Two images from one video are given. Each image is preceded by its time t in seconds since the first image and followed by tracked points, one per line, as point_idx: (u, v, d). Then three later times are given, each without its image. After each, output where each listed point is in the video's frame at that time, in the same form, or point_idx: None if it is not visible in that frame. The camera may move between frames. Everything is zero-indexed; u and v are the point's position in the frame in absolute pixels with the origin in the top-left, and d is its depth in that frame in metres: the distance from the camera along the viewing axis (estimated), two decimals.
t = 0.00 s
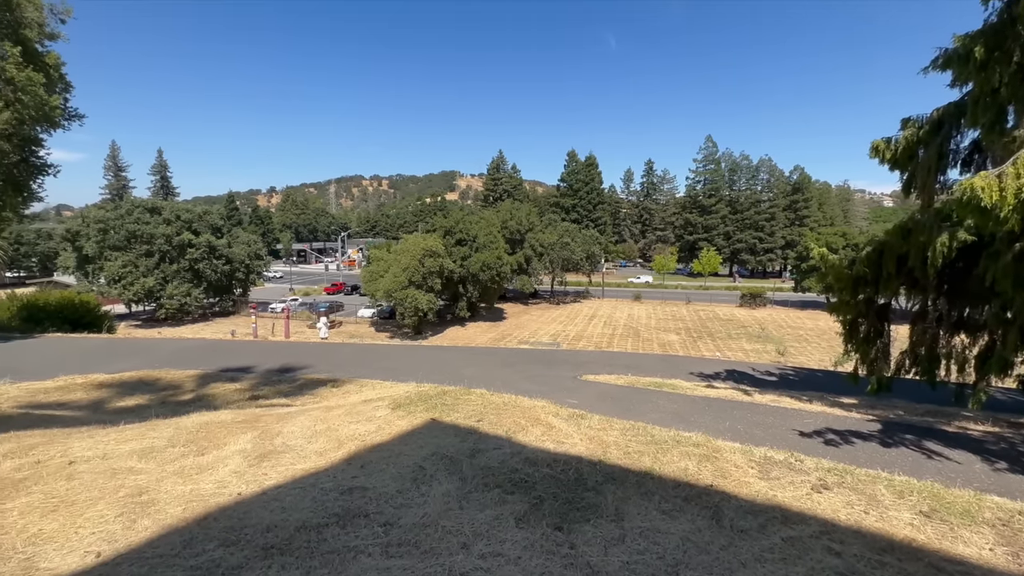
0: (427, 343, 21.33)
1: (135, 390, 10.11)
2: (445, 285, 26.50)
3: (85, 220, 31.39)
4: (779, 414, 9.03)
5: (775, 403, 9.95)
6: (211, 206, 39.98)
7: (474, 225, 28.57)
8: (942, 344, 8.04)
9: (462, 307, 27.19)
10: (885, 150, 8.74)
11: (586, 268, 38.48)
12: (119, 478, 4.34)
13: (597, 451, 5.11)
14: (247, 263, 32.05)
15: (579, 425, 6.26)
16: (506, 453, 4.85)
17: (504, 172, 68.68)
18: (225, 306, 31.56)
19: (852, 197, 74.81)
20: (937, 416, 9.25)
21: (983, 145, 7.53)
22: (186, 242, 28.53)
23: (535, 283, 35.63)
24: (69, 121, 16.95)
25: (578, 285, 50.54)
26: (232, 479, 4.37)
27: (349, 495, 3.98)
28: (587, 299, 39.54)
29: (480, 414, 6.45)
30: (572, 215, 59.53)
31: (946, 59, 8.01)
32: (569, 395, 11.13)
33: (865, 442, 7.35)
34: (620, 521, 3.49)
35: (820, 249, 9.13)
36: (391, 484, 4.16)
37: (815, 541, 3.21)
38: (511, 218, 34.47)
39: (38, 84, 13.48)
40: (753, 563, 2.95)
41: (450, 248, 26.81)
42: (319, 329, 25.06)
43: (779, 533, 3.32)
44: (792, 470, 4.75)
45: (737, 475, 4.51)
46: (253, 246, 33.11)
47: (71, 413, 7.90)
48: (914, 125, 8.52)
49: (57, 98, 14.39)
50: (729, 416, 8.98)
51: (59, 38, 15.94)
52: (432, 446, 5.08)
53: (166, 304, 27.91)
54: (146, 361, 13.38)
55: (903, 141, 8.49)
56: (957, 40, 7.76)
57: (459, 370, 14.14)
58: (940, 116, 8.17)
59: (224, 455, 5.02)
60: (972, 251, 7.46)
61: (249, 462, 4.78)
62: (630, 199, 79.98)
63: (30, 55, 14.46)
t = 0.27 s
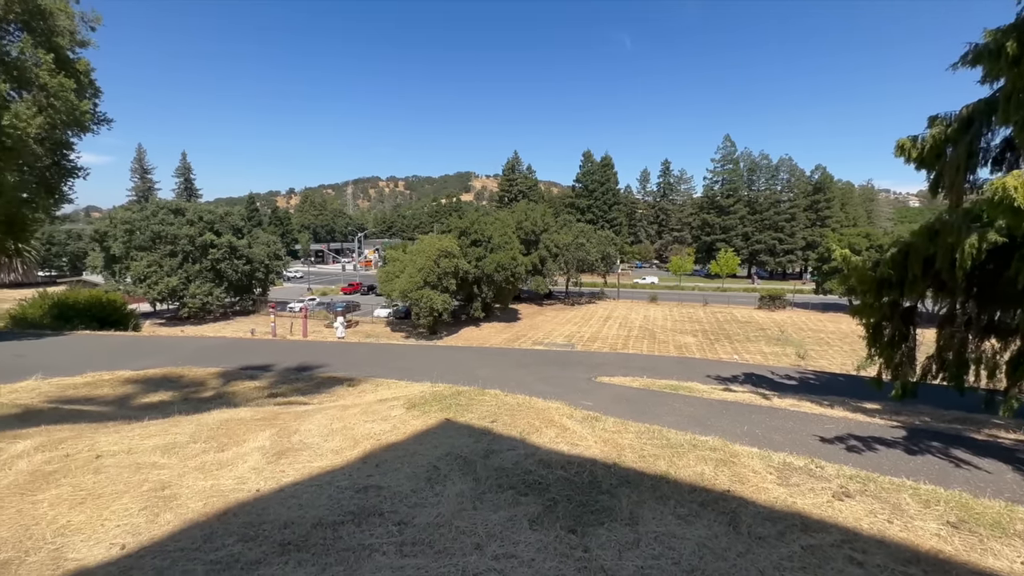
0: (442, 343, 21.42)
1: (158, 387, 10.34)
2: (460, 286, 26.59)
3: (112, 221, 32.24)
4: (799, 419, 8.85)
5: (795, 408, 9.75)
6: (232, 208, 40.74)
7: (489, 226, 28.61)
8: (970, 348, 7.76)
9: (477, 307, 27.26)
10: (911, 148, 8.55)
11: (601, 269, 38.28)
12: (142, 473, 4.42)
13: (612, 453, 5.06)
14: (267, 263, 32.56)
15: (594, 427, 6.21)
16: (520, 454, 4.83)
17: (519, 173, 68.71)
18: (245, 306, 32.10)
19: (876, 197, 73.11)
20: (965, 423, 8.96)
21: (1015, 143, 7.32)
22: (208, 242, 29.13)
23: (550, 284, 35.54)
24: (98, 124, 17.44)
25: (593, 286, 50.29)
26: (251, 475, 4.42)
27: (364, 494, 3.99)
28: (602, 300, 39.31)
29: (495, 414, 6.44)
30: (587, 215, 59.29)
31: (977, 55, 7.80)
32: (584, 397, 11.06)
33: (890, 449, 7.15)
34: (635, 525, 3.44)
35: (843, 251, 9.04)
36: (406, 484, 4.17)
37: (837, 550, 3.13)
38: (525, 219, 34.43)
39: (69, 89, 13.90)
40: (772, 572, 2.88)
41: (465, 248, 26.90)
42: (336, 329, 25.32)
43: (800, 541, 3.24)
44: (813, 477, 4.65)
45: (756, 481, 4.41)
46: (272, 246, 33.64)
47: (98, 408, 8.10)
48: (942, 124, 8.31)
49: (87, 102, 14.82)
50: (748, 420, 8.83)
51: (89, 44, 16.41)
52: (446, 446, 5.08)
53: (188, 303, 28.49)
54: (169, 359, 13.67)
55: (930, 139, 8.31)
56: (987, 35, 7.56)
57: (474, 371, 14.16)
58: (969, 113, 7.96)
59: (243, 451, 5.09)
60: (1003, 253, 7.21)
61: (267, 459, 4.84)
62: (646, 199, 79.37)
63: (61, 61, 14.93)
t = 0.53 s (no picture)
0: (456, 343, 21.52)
1: (180, 384, 10.57)
2: (474, 287, 26.68)
3: (137, 222, 33.08)
4: (819, 424, 8.70)
5: (815, 412, 9.58)
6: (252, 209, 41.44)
7: (503, 226, 28.65)
8: (1000, 353, 7.55)
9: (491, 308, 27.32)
10: (938, 147, 8.44)
11: (616, 270, 38.07)
12: (165, 467, 4.53)
13: (626, 456, 5.04)
14: (285, 263, 33.08)
15: (608, 429, 6.19)
16: (533, 455, 4.84)
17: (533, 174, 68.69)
18: (263, 305, 32.63)
19: (901, 197, 71.47)
20: (993, 430, 8.72)
21: None
22: (229, 243, 29.72)
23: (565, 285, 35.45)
24: (124, 128, 17.90)
25: (608, 287, 50.04)
26: (269, 472, 4.51)
27: (378, 492, 4.04)
28: (617, 302, 39.08)
29: (508, 415, 6.46)
30: (602, 216, 59.06)
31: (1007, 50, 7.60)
32: (598, 398, 11.02)
33: (914, 456, 7.00)
34: (649, 529, 3.43)
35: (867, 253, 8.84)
36: (420, 483, 4.20)
37: (856, 559, 3.08)
38: (540, 220, 34.40)
39: (98, 94, 14.29)
40: None
41: (480, 249, 26.98)
42: (352, 328, 25.61)
43: (818, 549, 3.20)
44: (832, 483, 4.57)
45: (773, 487, 4.36)
46: (290, 247, 34.16)
47: (122, 404, 8.32)
48: (971, 121, 8.12)
49: (114, 107, 15.21)
50: (765, 424, 8.71)
51: (116, 51, 16.86)
52: (460, 446, 5.11)
53: (210, 302, 29.06)
54: (190, 356, 13.96)
55: (958, 138, 8.14)
56: (1019, 29, 7.34)
57: (488, 371, 14.19)
58: (999, 110, 7.76)
59: (261, 448, 5.18)
60: None
61: (284, 456, 4.92)
62: (662, 200, 78.70)
63: (90, 67, 15.36)
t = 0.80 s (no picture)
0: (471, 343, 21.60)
1: (201, 381, 10.81)
2: (489, 287, 26.76)
3: (161, 223, 33.89)
4: (840, 429, 8.54)
5: (836, 417, 9.41)
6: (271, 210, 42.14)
7: (518, 227, 28.65)
8: None
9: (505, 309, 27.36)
10: (966, 145, 8.19)
11: (631, 271, 37.83)
12: (187, 462, 4.66)
13: (641, 459, 5.03)
14: (303, 264, 33.57)
15: (623, 431, 6.17)
16: (547, 456, 4.86)
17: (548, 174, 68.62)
18: (282, 305, 33.16)
19: (927, 196, 69.71)
20: None
21: None
22: (249, 244, 30.31)
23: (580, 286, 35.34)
24: (150, 132, 18.35)
25: (623, 288, 49.75)
26: (287, 469, 4.60)
27: (393, 490, 4.10)
28: (632, 303, 38.83)
29: (522, 416, 6.48)
30: (618, 216, 58.76)
31: None
32: (613, 400, 10.97)
33: (939, 464, 6.84)
34: (664, 532, 3.43)
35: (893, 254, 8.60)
36: (434, 482, 4.25)
37: (877, 568, 3.03)
38: (555, 220, 34.33)
39: (125, 99, 14.68)
40: None
41: (494, 250, 27.03)
42: (368, 328, 25.88)
43: (837, 557, 3.17)
44: (854, 490, 4.50)
45: (792, 492, 4.31)
46: (308, 247, 34.65)
47: (147, 400, 8.55)
48: (1001, 119, 7.90)
49: (140, 112, 15.61)
50: (784, 428, 8.59)
51: (143, 57, 17.31)
52: (474, 446, 5.15)
53: (230, 302, 29.62)
54: (211, 354, 14.27)
55: (987, 135, 7.92)
56: None
57: (503, 372, 14.23)
58: None
59: (279, 445, 5.29)
60: None
61: (301, 454, 5.02)
62: (679, 200, 78.00)
63: (118, 73, 15.79)
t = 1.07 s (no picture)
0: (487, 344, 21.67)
1: (224, 378, 11.06)
2: (504, 287, 26.82)
3: (186, 225, 34.74)
4: (863, 434, 8.37)
5: (859, 422, 9.23)
6: (290, 211, 42.86)
7: (534, 228, 28.64)
8: None
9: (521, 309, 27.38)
10: (1000, 142, 7.90)
11: (648, 272, 37.54)
12: (209, 458, 4.78)
13: (656, 461, 5.01)
14: (322, 264, 34.07)
15: (639, 434, 6.14)
16: (561, 457, 4.87)
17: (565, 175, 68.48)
18: (301, 305, 33.72)
19: (957, 195, 67.73)
20: None
21: None
22: (270, 244, 30.89)
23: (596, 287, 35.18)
24: (175, 136, 18.79)
25: (640, 289, 49.37)
26: (305, 465, 4.69)
27: (408, 489, 4.16)
28: (649, 304, 38.52)
29: (537, 416, 6.49)
30: (635, 216, 58.37)
31: None
32: (629, 402, 10.91)
33: (968, 472, 6.66)
34: (679, 537, 3.42)
35: (923, 255, 8.31)
36: (449, 481, 4.30)
37: None
38: (571, 221, 34.24)
39: (152, 105, 15.06)
40: None
41: (510, 250, 27.06)
42: (385, 328, 26.14)
43: (858, 565, 3.12)
44: (877, 497, 4.42)
45: (812, 498, 4.25)
46: (327, 248, 35.16)
47: (172, 397, 8.79)
48: None
49: (167, 117, 16.01)
50: (805, 433, 8.45)
51: (169, 64, 17.76)
52: (488, 446, 5.18)
53: (252, 301, 30.20)
54: (233, 353, 14.57)
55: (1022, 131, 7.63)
56: None
57: (519, 372, 14.25)
58: None
59: (298, 442, 5.40)
60: None
61: (319, 451, 5.11)
62: (697, 200, 77.12)
63: (145, 79, 16.21)
